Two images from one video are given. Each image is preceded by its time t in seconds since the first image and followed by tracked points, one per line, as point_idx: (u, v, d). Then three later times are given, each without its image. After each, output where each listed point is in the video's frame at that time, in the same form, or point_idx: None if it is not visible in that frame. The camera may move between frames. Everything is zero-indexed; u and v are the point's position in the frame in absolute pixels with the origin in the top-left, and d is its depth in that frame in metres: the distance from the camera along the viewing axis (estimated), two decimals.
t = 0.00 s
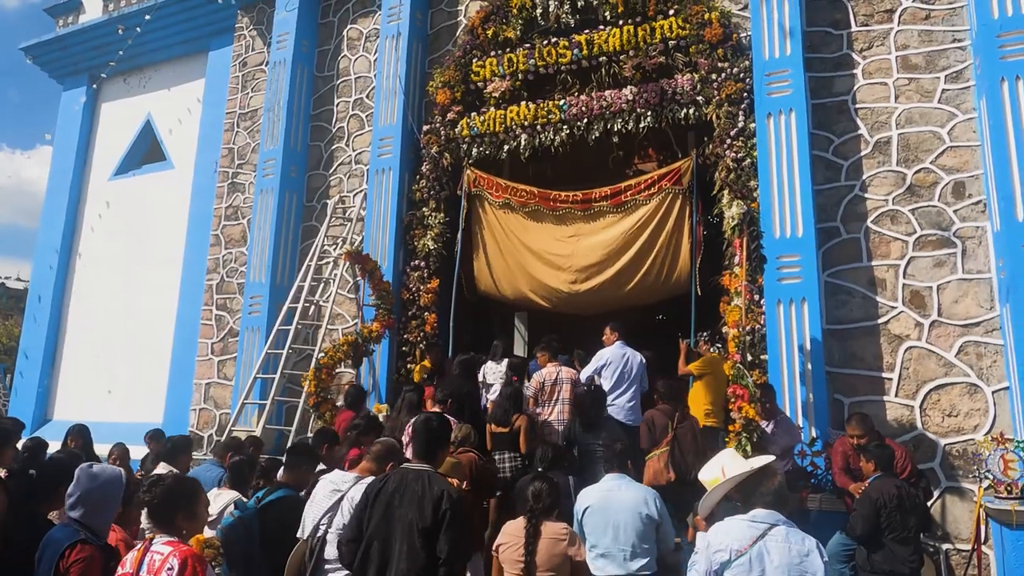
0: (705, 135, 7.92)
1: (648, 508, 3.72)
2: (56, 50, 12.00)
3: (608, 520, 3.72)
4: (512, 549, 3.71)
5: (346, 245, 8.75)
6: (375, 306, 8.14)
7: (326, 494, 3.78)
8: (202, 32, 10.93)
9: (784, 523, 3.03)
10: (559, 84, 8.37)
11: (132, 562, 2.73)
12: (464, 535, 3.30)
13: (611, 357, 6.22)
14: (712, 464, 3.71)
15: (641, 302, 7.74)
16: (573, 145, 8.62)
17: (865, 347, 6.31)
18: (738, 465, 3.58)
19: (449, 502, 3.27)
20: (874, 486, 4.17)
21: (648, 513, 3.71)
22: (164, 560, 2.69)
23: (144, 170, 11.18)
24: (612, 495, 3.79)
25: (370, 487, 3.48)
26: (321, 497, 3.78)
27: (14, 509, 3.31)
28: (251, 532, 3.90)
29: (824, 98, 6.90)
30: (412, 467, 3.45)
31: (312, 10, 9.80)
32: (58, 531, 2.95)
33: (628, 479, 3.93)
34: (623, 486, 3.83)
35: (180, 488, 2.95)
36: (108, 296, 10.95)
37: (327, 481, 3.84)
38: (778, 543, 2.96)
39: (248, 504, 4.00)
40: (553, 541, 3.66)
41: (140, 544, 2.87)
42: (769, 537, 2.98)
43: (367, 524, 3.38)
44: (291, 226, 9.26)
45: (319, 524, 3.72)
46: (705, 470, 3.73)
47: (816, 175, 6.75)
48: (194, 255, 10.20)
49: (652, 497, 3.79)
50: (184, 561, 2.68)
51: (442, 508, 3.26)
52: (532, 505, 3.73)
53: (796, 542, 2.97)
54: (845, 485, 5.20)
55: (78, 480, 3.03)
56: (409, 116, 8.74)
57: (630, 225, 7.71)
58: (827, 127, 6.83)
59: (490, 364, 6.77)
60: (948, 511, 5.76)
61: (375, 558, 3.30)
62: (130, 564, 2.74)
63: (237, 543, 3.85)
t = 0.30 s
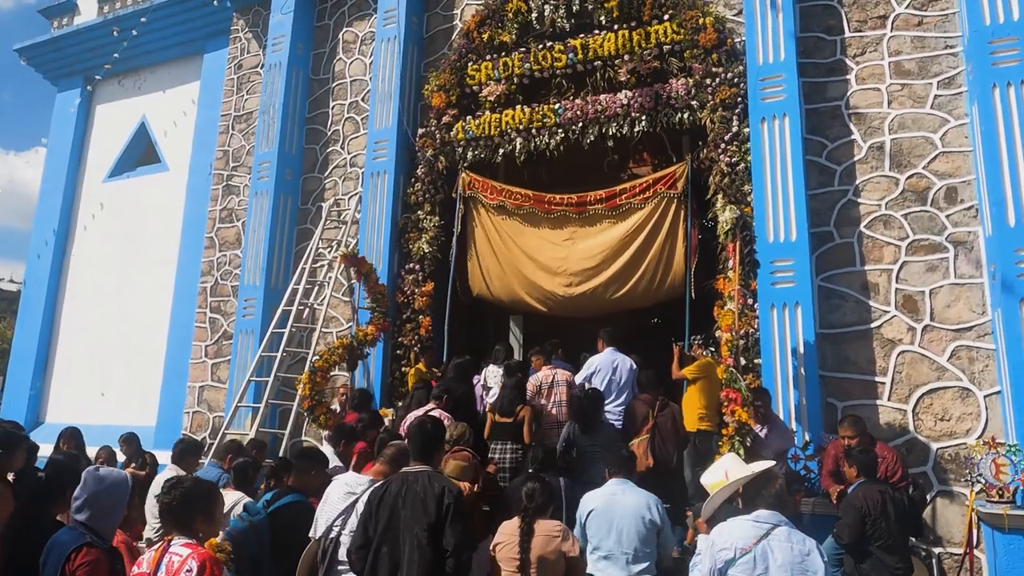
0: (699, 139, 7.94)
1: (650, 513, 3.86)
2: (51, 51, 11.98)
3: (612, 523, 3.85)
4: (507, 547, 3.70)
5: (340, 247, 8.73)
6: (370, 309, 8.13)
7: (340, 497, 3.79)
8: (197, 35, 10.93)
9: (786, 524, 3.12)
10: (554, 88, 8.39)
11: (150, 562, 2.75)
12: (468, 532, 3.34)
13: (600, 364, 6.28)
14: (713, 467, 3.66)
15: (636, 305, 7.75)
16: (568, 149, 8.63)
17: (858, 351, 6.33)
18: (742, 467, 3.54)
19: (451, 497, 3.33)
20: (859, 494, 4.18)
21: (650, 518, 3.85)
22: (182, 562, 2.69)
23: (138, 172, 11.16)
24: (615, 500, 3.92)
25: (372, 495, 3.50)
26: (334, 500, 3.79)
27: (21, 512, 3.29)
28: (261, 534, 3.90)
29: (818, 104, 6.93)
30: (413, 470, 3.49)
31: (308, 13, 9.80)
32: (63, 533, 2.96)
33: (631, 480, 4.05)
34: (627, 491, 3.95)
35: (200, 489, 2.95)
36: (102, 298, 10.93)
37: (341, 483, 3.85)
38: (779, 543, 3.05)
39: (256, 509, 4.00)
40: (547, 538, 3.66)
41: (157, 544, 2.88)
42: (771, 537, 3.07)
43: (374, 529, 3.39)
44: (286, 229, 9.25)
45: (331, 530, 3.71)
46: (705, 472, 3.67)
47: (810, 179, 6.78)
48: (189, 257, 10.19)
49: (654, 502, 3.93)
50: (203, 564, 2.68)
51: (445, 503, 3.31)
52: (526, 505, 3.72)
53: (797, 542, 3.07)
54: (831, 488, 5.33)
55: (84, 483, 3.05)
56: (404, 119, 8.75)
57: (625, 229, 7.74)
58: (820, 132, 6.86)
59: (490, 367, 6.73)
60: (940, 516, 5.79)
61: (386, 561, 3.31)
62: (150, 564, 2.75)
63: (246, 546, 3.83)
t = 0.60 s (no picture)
0: (694, 143, 7.96)
1: (657, 497, 3.98)
2: (45, 52, 11.93)
3: (620, 505, 3.95)
4: (506, 547, 3.69)
5: (335, 249, 8.71)
6: (365, 312, 8.11)
7: (340, 500, 3.79)
8: (193, 36, 10.91)
9: (771, 525, 3.12)
10: (549, 91, 8.40)
11: (185, 567, 2.72)
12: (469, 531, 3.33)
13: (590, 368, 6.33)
14: (702, 473, 3.97)
15: (630, 308, 7.76)
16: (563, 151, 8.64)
17: (852, 355, 6.34)
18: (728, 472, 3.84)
19: (451, 495, 3.33)
20: (835, 503, 4.16)
21: (657, 502, 3.97)
22: (218, 570, 2.67)
23: (132, 173, 11.13)
24: (624, 483, 4.02)
25: (371, 497, 3.49)
26: (335, 503, 3.80)
27: (16, 514, 3.28)
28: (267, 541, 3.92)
29: (812, 108, 6.95)
30: (412, 471, 3.49)
31: (304, 15, 9.80)
32: (71, 537, 3.06)
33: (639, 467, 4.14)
34: (636, 476, 4.07)
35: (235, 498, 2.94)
36: (95, 300, 10.88)
37: (340, 487, 3.85)
38: (764, 543, 3.05)
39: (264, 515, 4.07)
40: (545, 539, 3.66)
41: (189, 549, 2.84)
42: (758, 537, 3.07)
43: (375, 531, 3.38)
44: (280, 231, 9.23)
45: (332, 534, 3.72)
46: (695, 478, 3.98)
47: (803, 183, 6.80)
48: (183, 259, 10.16)
49: (661, 488, 4.04)
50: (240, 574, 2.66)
51: (445, 502, 3.32)
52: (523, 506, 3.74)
53: (783, 543, 3.06)
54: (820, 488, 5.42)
55: (92, 485, 3.14)
56: (399, 121, 8.74)
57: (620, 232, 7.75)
58: (814, 136, 6.88)
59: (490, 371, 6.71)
60: (933, 519, 5.80)
61: (386, 563, 3.29)
62: (183, 571, 2.72)
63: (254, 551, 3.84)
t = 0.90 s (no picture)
0: (689, 146, 7.97)
1: (657, 491, 4.07)
2: (39, 53, 11.90)
3: (620, 497, 4.05)
4: (518, 551, 3.67)
5: (330, 252, 8.69)
6: (360, 314, 8.10)
7: (332, 503, 3.78)
8: (188, 38, 10.89)
9: (748, 524, 3.20)
10: (545, 94, 8.40)
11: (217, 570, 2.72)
12: (471, 536, 3.34)
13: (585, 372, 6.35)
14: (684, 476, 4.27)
15: (626, 312, 7.75)
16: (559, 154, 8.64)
17: (846, 359, 6.35)
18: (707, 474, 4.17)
19: (454, 501, 3.34)
20: (819, 507, 4.16)
21: (656, 495, 4.06)
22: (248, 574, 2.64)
23: (127, 175, 11.09)
24: (625, 476, 4.12)
25: (375, 499, 3.49)
26: (328, 507, 3.79)
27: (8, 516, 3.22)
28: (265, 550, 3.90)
29: (807, 112, 6.97)
30: (415, 475, 3.48)
31: (300, 17, 9.79)
32: (83, 538, 3.16)
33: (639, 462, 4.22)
34: (636, 469, 4.16)
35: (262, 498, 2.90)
36: (88, 303, 10.84)
37: (332, 489, 3.85)
38: (740, 543, 3.13)
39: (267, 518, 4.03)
40: (558, 545, 3.64)
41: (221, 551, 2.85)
42: (735, 537, 3.15)
43: (378, 533, 3.38)
44: (274, 234, 9.20)
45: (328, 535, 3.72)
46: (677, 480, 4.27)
47: (798, 187, 6.81)
48: (177, 262, 10.13)
49: (660, 481, 4.14)
50: None
51: (449, 507, 3.32)
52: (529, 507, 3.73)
53: (759, 541, 3.15)
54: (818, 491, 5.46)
55: (101, 487, 3.28)
56: (394, 124, 8.73)
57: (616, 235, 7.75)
58: (809, 140, 6.89)
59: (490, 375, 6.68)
60: (928, 523, 5.80)
61: (388, 567, 3.30)
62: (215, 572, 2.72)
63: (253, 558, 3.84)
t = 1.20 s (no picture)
0: (685, 150, 7.97)
1: (653, 492, 4.07)
2: (35, 54, 11.86)
3: (617, 498, 4.05)
4: (533, 551, 3.58)
5: (325, 254, 8.68)
6: (356, 316, 8.09)
7: (331, 504, 3.77)
8: (184, 39, 10.87)
9: (736, 523, 3.32)
10: (541, 97, 8.41)
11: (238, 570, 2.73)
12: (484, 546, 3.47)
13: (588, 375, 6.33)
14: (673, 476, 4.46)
15: (622, 315, 7.74)
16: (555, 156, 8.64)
17: (842, 362, 6.35)
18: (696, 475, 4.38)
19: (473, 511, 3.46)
20: (809, 510, 4.16)
21: (653, 496, 4.06)
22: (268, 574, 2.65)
23: (121, 176, 11.06)
24: (622, 477, 4.11)
25: (390, 501, 3.56)
26: (326, 507, 3.78)
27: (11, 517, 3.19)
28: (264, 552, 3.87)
29: (802, 115, 6.98)
30: (432, 481, 3.57)
31: (296, 18, 9.78)
32: (90, 538, 3.16)
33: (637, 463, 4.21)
34: (633, 469, 4.16)
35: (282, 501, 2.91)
36: (82, 304, 10.81)
37: (331, 491, 3.83)
38: (728, 540, 3.26)
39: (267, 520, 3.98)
40: (573, 547, 3.54)
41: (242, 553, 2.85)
42: (724, 535, 3.27)
43: (393, 536, 3.46)
44: (270, 236, 9.18)
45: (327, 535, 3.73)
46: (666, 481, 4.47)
47: (794, 191, 6.82)
48: (171, 263, 10.10)
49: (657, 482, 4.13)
50: None
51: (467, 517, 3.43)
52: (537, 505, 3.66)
53: (747, 539, 3.26)
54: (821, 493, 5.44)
55: (109, 488, 3.26)
56: (390, 127, 8.73)
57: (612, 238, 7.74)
58: (805, 143, 6.91)
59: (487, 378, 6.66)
60: (921, 527, 5.81)
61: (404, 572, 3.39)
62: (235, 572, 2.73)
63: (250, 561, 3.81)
